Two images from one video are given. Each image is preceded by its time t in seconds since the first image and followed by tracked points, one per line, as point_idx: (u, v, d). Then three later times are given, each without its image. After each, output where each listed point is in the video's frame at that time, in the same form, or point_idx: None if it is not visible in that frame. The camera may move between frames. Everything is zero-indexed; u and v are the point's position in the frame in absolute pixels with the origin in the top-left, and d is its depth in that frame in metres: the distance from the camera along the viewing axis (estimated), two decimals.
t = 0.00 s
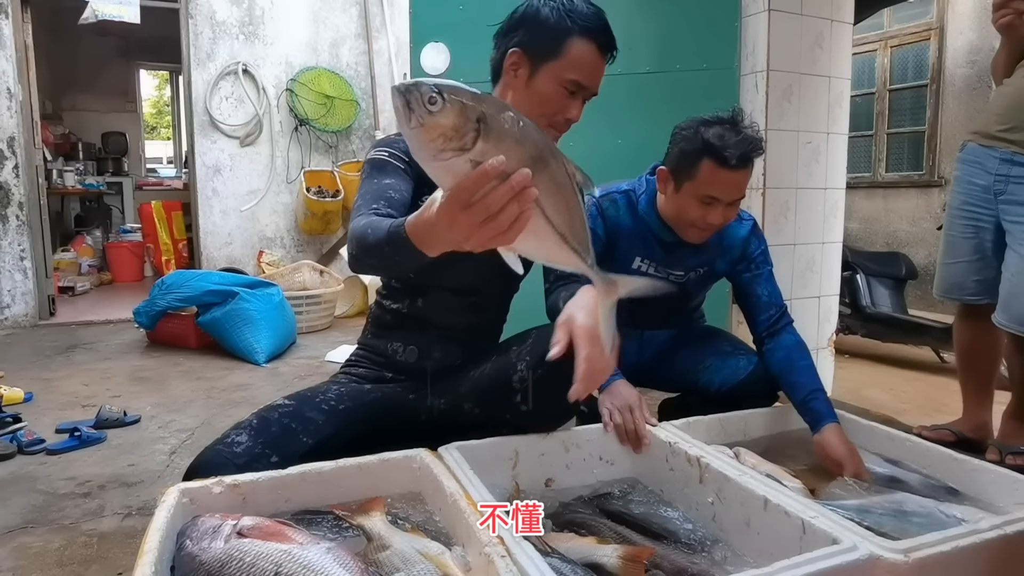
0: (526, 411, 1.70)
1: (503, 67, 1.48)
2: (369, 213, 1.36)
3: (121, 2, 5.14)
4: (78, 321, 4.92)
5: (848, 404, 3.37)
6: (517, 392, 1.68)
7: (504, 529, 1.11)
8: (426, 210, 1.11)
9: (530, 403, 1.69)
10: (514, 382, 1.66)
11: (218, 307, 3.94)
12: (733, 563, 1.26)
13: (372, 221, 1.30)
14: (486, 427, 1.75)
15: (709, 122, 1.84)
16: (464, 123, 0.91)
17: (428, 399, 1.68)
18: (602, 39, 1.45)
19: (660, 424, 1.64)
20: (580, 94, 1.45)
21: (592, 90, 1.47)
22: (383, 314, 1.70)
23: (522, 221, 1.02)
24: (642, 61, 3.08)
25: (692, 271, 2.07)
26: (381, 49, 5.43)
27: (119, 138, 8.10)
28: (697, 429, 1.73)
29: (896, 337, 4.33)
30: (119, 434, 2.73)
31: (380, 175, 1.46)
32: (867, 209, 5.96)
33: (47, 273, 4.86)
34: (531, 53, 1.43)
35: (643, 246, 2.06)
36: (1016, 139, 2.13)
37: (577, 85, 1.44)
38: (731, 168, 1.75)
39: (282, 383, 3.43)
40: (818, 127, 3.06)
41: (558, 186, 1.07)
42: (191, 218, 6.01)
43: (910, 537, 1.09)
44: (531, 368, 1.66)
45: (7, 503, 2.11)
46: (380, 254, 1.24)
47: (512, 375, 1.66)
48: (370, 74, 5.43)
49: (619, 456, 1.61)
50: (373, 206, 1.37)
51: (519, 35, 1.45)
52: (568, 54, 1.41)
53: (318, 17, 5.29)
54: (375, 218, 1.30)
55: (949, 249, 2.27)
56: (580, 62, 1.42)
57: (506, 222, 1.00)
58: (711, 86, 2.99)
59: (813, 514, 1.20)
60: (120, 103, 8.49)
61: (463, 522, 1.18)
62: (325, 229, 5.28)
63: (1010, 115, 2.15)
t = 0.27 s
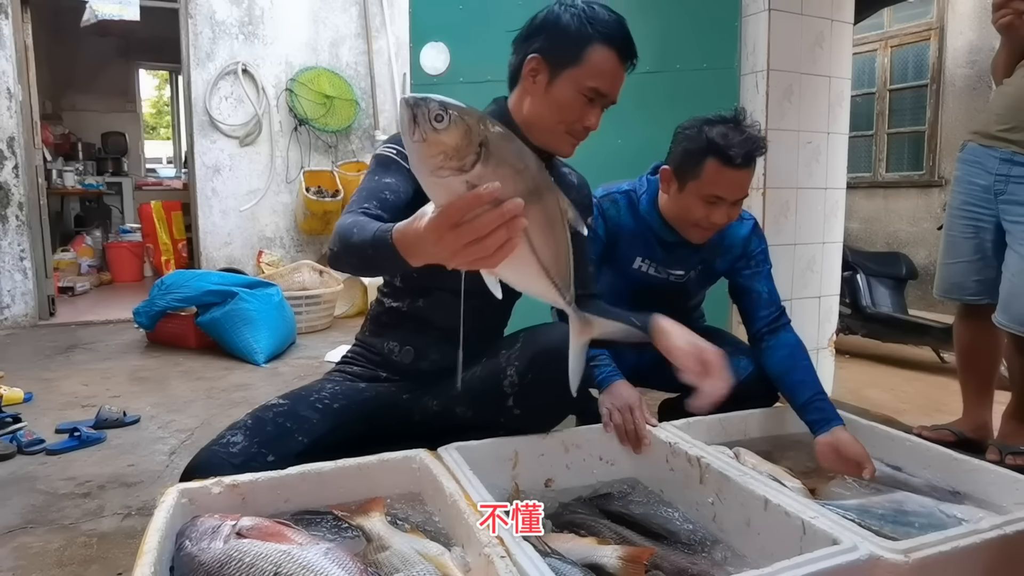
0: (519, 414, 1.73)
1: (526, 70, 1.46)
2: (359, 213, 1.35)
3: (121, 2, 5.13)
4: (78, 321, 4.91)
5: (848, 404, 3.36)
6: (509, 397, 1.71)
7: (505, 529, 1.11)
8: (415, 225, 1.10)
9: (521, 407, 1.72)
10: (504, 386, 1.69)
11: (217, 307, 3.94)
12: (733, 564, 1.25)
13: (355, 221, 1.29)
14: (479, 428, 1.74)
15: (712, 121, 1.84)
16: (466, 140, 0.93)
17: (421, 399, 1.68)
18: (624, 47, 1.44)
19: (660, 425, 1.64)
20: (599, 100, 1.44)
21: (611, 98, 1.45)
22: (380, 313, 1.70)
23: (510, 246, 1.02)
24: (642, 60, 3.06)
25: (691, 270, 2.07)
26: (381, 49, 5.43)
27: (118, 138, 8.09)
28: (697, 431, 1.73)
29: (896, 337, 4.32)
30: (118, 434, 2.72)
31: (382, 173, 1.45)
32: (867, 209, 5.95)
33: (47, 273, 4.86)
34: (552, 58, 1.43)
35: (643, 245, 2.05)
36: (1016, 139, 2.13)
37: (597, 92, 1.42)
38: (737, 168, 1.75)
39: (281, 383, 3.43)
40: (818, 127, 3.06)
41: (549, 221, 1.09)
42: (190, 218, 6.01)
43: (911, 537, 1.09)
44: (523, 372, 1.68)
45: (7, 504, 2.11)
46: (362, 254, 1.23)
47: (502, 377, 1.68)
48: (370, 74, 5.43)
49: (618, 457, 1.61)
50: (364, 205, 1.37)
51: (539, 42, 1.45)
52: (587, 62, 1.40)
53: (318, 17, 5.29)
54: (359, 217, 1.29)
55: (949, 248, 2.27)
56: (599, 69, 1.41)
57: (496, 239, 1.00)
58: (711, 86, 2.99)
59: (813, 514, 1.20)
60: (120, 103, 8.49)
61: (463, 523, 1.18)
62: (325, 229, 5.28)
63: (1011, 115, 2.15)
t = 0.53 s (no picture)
0: (514, 415, 1.72)
1: (448, 20, 1.32)
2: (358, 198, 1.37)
3: (120, 3, 5.13)
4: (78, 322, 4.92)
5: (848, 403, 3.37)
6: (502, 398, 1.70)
7: (504, 529, 1.11)
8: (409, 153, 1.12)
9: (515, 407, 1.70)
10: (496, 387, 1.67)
11: (218, 307, 3.95)
12: (733, 562, 1.26)
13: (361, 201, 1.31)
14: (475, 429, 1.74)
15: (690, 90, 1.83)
16: (484, 100, 0.90)
17: (418, 400, 1.68)
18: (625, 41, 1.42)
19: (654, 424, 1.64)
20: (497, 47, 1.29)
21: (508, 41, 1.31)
22: (376, 314, 1.71)
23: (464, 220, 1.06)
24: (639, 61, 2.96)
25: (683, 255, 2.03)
26: (380, 48, 5.43)
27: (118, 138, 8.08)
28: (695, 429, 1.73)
29: (895, 336, 4.33)
30: (119, 435, 2.73)
31: (357, 172, 1.47)
32: (866, 208, 5.96)
33: (47, 273, 4.87)
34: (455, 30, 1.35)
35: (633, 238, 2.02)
36: (1019, 140, 2.13)
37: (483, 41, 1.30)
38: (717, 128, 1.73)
39: (282, 383, 3.43)
40: (817, 126, 3.06)
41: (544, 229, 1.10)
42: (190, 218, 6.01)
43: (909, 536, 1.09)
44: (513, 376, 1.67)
45: (8, 504, 2.12)
46: (376, 226, 1.24)
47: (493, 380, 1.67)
48: (369, 74, 5.44)
49: (616, 455, 1.61)
50: (361, 191, 1.39)
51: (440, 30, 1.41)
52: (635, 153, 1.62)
53: (317, 17, 5.29)
54: (365, 197, 1.31)
55: (953, 249, 2.28)
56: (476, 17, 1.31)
57: (470, 202, 1.00)
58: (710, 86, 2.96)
59: (811, 513, 1.20)
60: (120, 103, 8.49)
61: (462, 523, 1.18)
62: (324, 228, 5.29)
63: (1014, 116, 2.15)
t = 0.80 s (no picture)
0: (514, 415, 1.71)
1: (461, 21, 1.40)
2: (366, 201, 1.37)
3: (120, 3, 5.13)
4: (78, 322, 4.91)
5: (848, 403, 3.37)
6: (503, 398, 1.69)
7: (503, 529, 1.11)
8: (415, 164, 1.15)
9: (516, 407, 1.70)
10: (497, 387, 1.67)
11: (218, 307, 3.95)
12: (733, 562, 1.26)
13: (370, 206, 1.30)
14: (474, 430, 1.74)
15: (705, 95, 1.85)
16: (517, 126, 0.96)
17: (418, 401, 1.68)
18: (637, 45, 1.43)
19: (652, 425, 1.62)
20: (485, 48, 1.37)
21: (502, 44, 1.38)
22: (377, 315, 1.70)
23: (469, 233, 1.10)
24: (642, 59, 2.95)
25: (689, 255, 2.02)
26: (380, 48, 5.43)
27: (118, 139, 8.07)
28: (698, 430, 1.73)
29: (895, 336, 4.33)
30: (119, 435, 2.73)
31: (365, 173, 1.47)
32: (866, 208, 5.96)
33: (47, 274, 4.86)
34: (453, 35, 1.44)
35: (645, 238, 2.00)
36: (1018, 140, 2.12)
37: (474, 38, 1.38)
38: (735, 133, 1.77)
39: (282, 384, 3.43)
40: (817, 126, 3.06)
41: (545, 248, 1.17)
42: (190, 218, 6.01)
43: (909, 537, 1.09)
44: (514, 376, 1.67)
45: (7, 504, 2.12)
46: (381, 232, 1.23)
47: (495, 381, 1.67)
48: (370, 74, 5.43)
49: (615, 455, 1.60)
50: (368, 195, 1.38)
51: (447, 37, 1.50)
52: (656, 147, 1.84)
53: (317, 17, 5.29)
54: (374, 203, 1.30)
55: (950, 249, 2.28)
56: (479, 19, 1.38)
57: (487, 216, 1.05)
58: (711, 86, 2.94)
59: (811, 514, 1.20)
60: (120, 103, 8.49)
61: (462, 523, 1.18)
62: (324, 228, 5.28)
63: (1013, 116, 2.12)
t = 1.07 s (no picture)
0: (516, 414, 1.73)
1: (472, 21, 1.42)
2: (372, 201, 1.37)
3: (120, 3, 5.13)
4: (78, 322, 4.91)
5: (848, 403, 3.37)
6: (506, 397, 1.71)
7: (504, 529, 1.11)
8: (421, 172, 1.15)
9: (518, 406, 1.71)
10: (500, 387, 1.69)
11: (217, 307, 3.95)
12: (733, 562, 1.26)
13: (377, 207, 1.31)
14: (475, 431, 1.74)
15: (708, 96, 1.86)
16: (519, 118, 0.97)
17: (420, 401, 1.68)
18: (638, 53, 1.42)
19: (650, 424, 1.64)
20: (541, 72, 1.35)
21: (553, 68, 1.37)
22: (381, 315, 1.70)
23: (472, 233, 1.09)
24: (641, 59, 2.99)
25: (690, 256, 2.03)
26: (380, 48, 5.43)
27: (118, 139, 8.06)
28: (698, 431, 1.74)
29: (895, 336, 4.33)
30: (118, 435, 2.73)
31: (373, 172, 1.47)
32: (866, 208, 5.95)
33: (47, 274, 4.86)
34: (486, 37, 1.37)
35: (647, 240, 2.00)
36: (1017, 140, 2.12)
37: (531, 61, 1.33)
38: (737, 134, 1.77)
39: (282, 384, 3.43)
40: (817, 126, 3.06)
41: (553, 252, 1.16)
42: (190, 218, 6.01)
43: (909, 537, 1.09)
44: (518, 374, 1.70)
45: (7, 505, 2.12)
46: (386, 234, 1.23)
47: (497, 380, 1.68)
48: (369, 74, 5.43)
49: (616, 455, 1.60)
50: (374, 197, 1.38)
51: (474, 26, 1.40)
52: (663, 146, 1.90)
53: (317, 17, 5.29)
54: (379, 204, 1.31)
55: (948, 249, 2.28)
56: (530, 36, 1.33)
57: (490, 212, 1.04)
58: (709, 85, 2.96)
59: (811, 514, 1.20)
60: (119, 103, 8.49)
61: (462, 523, 1.18)
62: (324, 228, 5.28)
63: (1010, 116, 2.14)
